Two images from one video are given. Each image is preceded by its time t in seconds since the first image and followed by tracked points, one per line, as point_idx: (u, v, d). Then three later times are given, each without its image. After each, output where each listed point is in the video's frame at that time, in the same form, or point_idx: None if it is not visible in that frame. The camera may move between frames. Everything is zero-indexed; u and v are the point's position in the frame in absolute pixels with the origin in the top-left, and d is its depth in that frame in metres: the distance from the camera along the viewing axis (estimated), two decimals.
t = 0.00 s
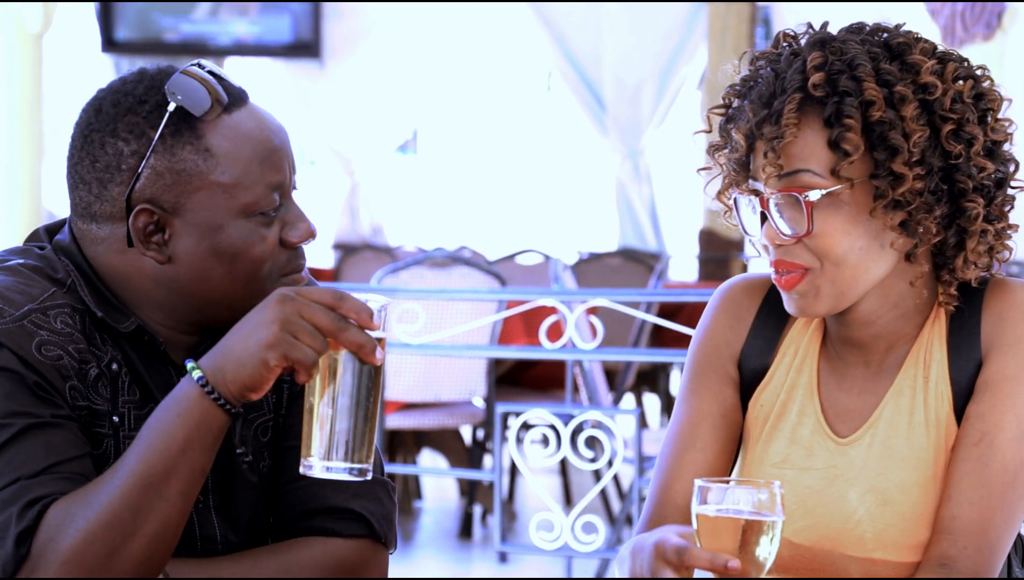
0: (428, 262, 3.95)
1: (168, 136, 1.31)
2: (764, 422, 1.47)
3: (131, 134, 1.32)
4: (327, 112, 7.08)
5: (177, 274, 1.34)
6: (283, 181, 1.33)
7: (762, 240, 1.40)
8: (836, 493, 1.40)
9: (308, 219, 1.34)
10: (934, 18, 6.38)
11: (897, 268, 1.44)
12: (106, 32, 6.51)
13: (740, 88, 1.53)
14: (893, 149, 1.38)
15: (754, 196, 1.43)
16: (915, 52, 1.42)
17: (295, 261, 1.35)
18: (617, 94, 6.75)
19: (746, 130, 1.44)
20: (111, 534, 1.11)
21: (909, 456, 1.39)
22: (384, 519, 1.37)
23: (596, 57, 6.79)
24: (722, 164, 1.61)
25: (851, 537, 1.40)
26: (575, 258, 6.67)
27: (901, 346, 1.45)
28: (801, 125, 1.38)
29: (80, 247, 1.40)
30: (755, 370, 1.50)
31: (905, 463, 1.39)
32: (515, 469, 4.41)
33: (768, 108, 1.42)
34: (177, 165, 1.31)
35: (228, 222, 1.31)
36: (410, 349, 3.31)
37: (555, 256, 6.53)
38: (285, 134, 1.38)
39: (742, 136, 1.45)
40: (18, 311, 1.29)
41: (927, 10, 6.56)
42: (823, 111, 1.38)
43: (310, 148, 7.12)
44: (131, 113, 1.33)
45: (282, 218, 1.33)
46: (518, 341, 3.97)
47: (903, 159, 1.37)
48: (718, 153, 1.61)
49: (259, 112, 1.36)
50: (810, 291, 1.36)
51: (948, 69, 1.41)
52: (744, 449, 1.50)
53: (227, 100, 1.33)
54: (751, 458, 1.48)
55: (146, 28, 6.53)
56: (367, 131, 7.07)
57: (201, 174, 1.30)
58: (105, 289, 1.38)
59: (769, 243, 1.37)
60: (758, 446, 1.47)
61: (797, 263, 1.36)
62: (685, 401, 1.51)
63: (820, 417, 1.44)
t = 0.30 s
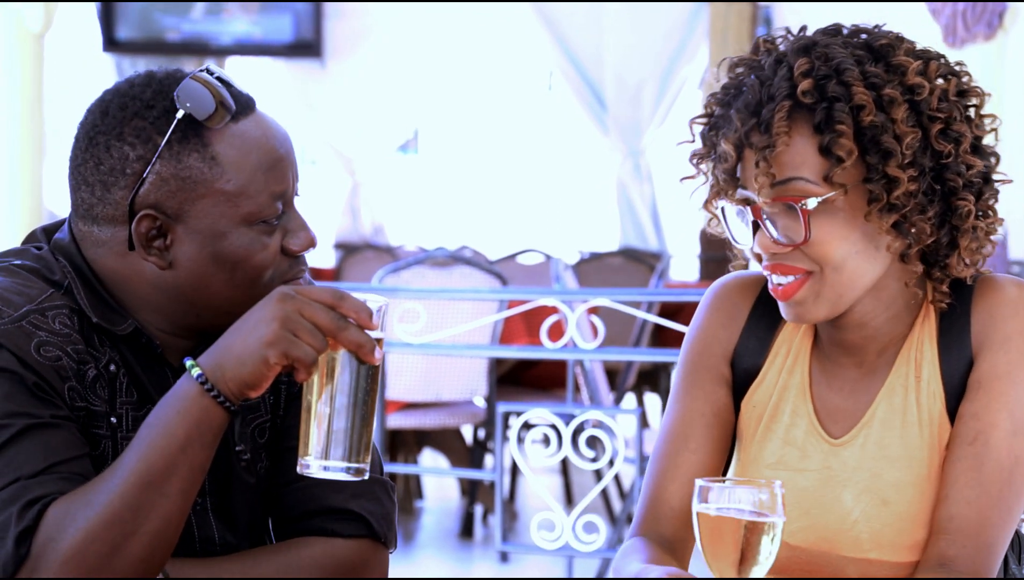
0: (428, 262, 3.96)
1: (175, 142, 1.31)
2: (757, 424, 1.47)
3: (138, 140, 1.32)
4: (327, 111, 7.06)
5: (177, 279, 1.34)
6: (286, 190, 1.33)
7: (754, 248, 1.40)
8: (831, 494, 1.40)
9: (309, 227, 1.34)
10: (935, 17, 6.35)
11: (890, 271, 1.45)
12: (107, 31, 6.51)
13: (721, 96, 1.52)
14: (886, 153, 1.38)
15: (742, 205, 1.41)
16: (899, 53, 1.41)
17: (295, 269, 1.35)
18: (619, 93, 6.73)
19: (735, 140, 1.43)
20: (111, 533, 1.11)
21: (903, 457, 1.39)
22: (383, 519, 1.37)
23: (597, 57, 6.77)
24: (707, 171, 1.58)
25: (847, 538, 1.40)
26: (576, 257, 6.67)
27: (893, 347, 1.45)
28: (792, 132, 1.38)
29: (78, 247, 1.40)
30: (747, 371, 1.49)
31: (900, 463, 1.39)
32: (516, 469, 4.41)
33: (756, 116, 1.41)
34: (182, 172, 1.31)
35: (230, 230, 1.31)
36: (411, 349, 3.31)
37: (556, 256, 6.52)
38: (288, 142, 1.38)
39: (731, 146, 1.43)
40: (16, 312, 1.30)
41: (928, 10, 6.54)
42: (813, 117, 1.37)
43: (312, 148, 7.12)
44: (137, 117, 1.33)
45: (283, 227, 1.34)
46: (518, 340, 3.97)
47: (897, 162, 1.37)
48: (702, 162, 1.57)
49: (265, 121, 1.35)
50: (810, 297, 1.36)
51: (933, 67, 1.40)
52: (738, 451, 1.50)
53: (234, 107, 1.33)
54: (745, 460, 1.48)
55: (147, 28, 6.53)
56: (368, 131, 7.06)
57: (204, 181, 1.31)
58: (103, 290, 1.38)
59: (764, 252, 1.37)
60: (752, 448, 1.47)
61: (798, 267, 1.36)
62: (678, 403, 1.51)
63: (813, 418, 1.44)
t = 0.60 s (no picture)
0: (429, 262, 3.97)
1: (175, 143, 1.31)
2: (750, 426, 1.47)
3: (138, 141, 1.32)
4: (327, 111, 7.06)
5: (176, 281, 1.34)
6: (285, 193, 1.33)
7: (767, 265, 1.32)
8: (826, 497, 1.40)
9: (309, 231, 1.34)
10: (936, 16, 6.35)
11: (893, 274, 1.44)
12: (107, 31, 6.52)
13: (712, 114, 1.42)
14: (902, 158, 1.35)
15: (752, 225, 1.32)
16: (894, 56, 1.39)
17: (294, 271, 1.36)
18: (619, 93, 6.73)
19: (745, 157, 1.34)
20: (111, 533, 1.11)
21: (895, 457, 1.39)
22: (384, 520, 1.37)
23: (598, 56, 6.76)
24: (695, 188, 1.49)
25: (844, 540, 1.40)
26: (577, 257, 6.67)
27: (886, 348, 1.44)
28: (806, 145, 1.32)
29: (78, 246, 1.40)
30: (742, 370, 1.49)
31: (892, 463, 1.39)
32: (517, 469, 4.41)
33: (765, 132, 1.33)
34: (182, 173, 1.31)
35: (229, 233, 1.31)
36: (412, 349, 3.30)
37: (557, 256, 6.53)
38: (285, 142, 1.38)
39: (741, 164, 1.34)
40: (17, 312, 1.29)
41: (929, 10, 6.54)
42: (824, 129, 1.32)
43: (312, 148, 7.13)
44: (139, 118, 1.33)
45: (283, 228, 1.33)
46: (518, 340, 3.97)
47: (915, 167, 1.35)
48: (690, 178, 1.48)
49: (266, 122, 1.35)
50: (826, 309, 1.32)
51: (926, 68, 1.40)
52: (734, 453, 1.50)
53: (235, 109, 1.32)
54: (741, 463, 1.48)
55: (147, 27, 6.54)
56: (368, 131, 7.04)
57: (203, 183, 1.30)
58: (104, 290, 1.38)
59: (778, 268, 1.31)
60: (747, 452, 1.47)
61: (814, 283, 1.31)
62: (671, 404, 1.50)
63: (806, 420, 1.44)
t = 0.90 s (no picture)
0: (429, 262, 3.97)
1: (174, 144, 1.31)
2: (743, 428, 1.48)
3: (138, 142, 1.32)
4: (327, 111, 7.06)
5: (173, 282, 1.34)
6: (284, 197, 1.33)
7: (769, 274, 1.32)
8: (819, 498, 1.41)
9: (307, 234, 1.34)
10: (935, 16, 6.35)
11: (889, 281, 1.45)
12: (107, 32, 6.53)
13: (714, 124, 1.40)
14: (909, 167, 1.36)
15: (757, 235, 1.31)
16: (894, 63, 1.38)
17: (291, 275, 1.36)
18: (619, 93, 6.73)
19: (753, 166, 1.32)
20: (113, 533, 1.12)
21: (888, 459, 1.39)
22: (383, 520, 1.37)
23: (598, 56, 6.76)
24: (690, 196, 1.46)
25: (838, 541, 1.41)
26: (577, 258, 6.67)
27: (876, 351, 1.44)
28: (817, 156, 1.31)
29: (77, 247, 1.40)
30: (733, 370, 1.49)
31: (885, 465, 1.39)
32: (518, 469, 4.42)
33: (774, 140, 1.33)
34: (181, 175, 1.30)
35: (228, 237, 1.31)
36: (411, 349, 3.30)
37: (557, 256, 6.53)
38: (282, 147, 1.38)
39: (751, 174, 1.32)
40: (17, 313, 1.29)
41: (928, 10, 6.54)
42: (833, 139, 1.32)
43: (312, 148, 7.13)
44: (140, 119, 1.33)
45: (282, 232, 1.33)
46: (518, 341, 3.97)
47: (921, 176, 1.36)
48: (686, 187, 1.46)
49: (266, 125, 1.35)
50: (825, 314, 1.32)
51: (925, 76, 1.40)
52: (727, 453, 1.51)
53: (236, 110, 1.32)
54: (734, 464, 1.49)
55: (147, 28, 6.54)
56: (368, 131, 7.05)
57: (203, 185, 1.30)
58: (103, 290, 1.38)
59: (781, 276, 1.30)
60: (741, 453, 1.47)
61: (816, 292, 1.31)
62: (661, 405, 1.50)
63: (798, 422, 1.44)
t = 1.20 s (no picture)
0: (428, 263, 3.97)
1: (172, 147, 1.31)
2: (738, 430, 1.48)
3: (137, 144, 1.32)
4: (327, 111, 7.06)
5: (171, 285, 1.34)
6: (282, 201, 1.33)
7: (769, 281, 1.32)
8: (816, 501, 1.41)
9: (306, 237, 1.34)
10: (934, 16, 6.35)
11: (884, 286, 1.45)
12: (107, 32, 6.53)
13: (716, 131, 1.39)
14: (909, 177, 1.36)
15: (757, 245, 1.31)
16: (893, 71, 1.38)
17: (289, 278, 1.35)
18: (619, 94, 6.73)
19: (756, 177, 1.32)
20: (115, 534, 1.12)
21: (885, 462, 1.40)
22: (383, 521, 1.37)
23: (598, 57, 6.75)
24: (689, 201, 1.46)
25: (837, 543, 1.41)
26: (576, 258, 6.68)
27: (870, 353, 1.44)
28: (820, 167, 1.31)
29: (76, 248, 1.40)
30: (728, 373, 1.49)
31: (882, 467, 1.40)
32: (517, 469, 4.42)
33: (775, 149, 1.32)
34: (180, 178, 1.30)
35: (227, 241, 1.31)
36: (410, 350, 3.29)
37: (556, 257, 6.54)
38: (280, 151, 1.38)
39: (754, 185, 1.32)
40: (16, 314, 1.29)
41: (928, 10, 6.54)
42: (835, 149, 1.32)
43: (311, 149, 7.12)
44: (139, 121, 1.33)
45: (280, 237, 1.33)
46: (518, 341, 3.97)
47: (921, 185, 1.36)
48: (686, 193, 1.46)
49: (265, 128, 1.35)
50: (822, 322, 1.32)
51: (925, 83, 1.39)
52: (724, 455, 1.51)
53: (234, 113, 1.32)
54: (730, 466, 1.49)
55: (146, 28, 6.55)
56: (368, 131, 7.05)
57: (203, 190, 1.30)
58: (102, 292, 1.38)
59: (780, 282, 1.31)
60: (737, 456, 1.47)
61: (815, 301, 1.31)
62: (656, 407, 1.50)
63: (794, 425, 1.44)
